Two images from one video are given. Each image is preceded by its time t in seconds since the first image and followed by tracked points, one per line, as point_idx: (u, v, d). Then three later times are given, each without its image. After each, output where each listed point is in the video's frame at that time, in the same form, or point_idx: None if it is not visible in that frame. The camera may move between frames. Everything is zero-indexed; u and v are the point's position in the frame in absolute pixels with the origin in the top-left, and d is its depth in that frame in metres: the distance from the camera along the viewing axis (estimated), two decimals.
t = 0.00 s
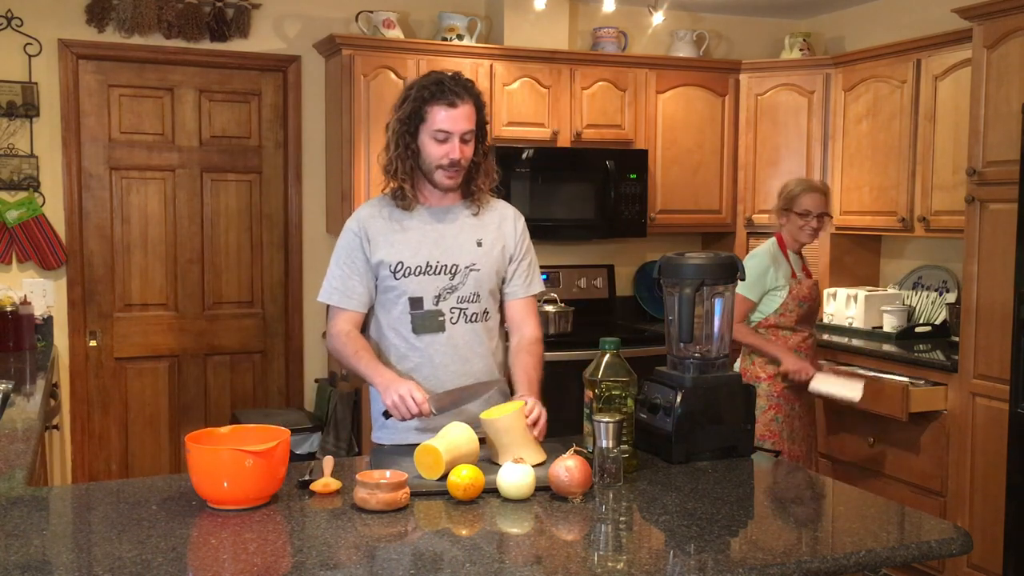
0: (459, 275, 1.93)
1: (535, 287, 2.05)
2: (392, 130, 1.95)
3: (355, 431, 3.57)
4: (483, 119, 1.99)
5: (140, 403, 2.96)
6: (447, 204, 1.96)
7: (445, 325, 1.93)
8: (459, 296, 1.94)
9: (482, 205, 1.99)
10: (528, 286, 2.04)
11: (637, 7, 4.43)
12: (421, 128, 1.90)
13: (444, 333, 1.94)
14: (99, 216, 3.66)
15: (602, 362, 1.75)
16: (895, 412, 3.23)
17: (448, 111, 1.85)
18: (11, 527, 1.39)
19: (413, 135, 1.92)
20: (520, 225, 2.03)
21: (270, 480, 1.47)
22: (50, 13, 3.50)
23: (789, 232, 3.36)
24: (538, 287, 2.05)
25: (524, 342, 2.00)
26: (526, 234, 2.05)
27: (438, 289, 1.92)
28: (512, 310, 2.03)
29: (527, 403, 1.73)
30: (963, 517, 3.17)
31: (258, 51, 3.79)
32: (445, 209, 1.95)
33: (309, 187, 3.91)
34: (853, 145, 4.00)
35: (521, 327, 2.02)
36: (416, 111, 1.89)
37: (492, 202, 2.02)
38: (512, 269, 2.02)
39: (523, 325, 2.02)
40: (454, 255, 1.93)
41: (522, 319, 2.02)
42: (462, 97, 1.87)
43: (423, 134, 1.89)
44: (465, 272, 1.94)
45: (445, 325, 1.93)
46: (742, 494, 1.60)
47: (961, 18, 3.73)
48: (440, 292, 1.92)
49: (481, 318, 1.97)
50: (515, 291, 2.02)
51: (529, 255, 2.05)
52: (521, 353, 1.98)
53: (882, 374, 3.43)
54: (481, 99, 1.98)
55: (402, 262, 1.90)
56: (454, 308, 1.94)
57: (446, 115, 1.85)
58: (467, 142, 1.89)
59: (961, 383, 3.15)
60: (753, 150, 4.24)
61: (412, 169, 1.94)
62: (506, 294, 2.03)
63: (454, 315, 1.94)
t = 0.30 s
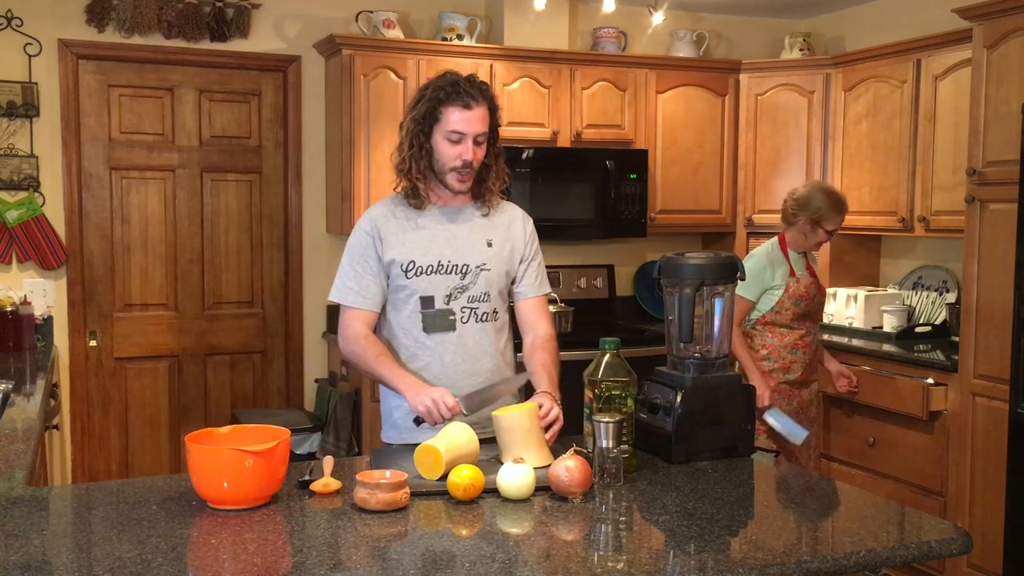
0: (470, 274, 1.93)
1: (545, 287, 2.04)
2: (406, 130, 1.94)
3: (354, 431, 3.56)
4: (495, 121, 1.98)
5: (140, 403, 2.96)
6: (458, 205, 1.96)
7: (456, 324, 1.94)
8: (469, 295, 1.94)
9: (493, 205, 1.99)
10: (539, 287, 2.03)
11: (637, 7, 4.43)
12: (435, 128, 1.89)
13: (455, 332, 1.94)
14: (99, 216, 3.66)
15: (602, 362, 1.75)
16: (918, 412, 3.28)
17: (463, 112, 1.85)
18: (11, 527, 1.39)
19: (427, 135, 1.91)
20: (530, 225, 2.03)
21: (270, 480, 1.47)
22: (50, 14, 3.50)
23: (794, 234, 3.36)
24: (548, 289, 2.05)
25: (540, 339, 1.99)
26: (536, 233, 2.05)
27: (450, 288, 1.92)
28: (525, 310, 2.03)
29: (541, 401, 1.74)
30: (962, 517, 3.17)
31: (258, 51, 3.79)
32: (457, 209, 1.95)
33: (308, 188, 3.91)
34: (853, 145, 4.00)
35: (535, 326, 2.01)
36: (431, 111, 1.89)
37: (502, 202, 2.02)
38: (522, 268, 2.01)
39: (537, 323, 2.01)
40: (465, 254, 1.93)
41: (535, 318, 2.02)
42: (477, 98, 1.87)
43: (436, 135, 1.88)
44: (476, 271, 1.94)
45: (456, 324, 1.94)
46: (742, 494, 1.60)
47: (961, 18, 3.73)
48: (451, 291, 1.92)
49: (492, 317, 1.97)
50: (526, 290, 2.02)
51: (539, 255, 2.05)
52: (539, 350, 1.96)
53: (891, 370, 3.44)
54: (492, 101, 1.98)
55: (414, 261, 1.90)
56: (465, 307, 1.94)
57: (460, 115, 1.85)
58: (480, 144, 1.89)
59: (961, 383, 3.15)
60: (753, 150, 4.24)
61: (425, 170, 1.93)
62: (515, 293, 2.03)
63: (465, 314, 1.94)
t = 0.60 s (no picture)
0: (474, 274, 1.93)
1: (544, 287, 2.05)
2: (412, 128, 1.94)
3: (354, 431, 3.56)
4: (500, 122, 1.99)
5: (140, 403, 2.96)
6: (462, 205, 1.96)
7: (461, 324, 1.93)
8: (474, 295, 1.94)
9: (495, 205, 1.99)
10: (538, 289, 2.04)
11: (637, 7, 4.43)
12: (441, 128, 1.89)
13: (460, 332, 1.93)
14: (99, 216, 3.66)
15: (602, 362, 1.75)
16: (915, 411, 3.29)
17: (470, 113, 1.85)
18: (11, 527, 1.39)
19: (433, 135, 1.91)
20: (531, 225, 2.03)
21: (270, 479, 1.47)
22: (50, 13, 3.50)
23: (794, 234, 3.35)
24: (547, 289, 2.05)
25: (538, 340, 1.99)
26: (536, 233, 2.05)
27: (454, 288, 1.92)
28: (523, 311, 2.03)
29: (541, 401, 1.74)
30: (961, 517, 3.17)
31: (258, 51, 3.79)
32: (461, 209, 1.95)
33: (308, 188, 3.91)
34: (853, 145, 4.00)
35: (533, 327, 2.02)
36: (438, 111, 1.89)
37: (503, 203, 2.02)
38: (526, 268, 2.01)
39: (535, 324, 2.02)
40: (468, 254, 1.94)
41: (533, 319, 2.02)
42: (484, 99, 1.87)
43: (442, 134, 1.89)
44: (480, 271, 1.94)
45: (462, 324, 1.93)
46: (742, 494, 1.60)
47: (961, 18, 3.73)
48: (456, 290, 1.92)
49: (497, 317, 1.97)
50: (526, 290, 2.02)
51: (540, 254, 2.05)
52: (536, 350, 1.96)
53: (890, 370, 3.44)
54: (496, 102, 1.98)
55: (419, 261, 1.91)
56: (470, 307, 1.94)
57: (467, 116, 1.85)
58: (486, 146, 1.89)
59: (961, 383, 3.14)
60: (753, 150, 4.24)
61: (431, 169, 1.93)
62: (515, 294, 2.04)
63: (470, 314, 1.94)
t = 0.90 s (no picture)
0: (478, 268, 1.92)
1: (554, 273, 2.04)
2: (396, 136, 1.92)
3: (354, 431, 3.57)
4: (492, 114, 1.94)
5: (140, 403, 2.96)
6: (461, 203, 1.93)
7: (461, 317, 1.92)
8: (476, 289, 1.93)
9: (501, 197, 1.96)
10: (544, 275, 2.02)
11: (637, 7, 4.43)
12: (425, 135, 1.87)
13: (459, 324, 1.92)
14: (99, 216, 3.66)
15: (602, 362, 1.75)
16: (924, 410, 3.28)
17: (448, 117, 1.82)
18: (11, 527, 1.39)
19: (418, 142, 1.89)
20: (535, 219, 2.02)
21: (270, 480, 1.47)
22: (50, 13, 3.50)
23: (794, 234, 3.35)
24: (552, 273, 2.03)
25: (543, 319, 1.97)
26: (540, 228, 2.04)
27: (457, 280, 1.91)
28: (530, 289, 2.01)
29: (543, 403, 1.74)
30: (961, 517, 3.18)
31: (258, 51, 3.79)
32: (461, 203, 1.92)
33: (308, 188, 3.91)
34: (853, 145, 4.00)
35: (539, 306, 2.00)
36: (418, 118, 1.86)
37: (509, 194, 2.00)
38: (530, 259, 2.00)
39: (542, 303, 2.00)
40: (473, 247, 1.92)
41: (540, 297, 2.00)
42: (463, 99, 1.83)
43: (427, 141, 1.86)
44: (484, 265, 1.93)
45: (462, 317, 1.92)
46: (742, 494, 1.60)
47: (961, 18, 3.73)
48: (458, 283, 1.91)
49: (497, 312, 1.96)
50: (533, 276, 2.01)
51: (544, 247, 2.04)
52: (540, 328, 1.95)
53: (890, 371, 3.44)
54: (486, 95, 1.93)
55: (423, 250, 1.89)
56: (471, 300, 1.93)
57: (447, 121, 1.82)
58: (473, 145, 1.85)
59: (961, 383, 3.14)
60: (753, 150, 4.24)
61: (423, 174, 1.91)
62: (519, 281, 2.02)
63: (471, 307, 1.93)
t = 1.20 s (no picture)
0: (473, 267, 1.92)
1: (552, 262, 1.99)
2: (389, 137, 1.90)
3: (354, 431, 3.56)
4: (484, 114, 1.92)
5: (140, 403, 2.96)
6: (456, 204, 1.92)
7: (458, 317, 1.93)
8: (473, 288, 1.93)
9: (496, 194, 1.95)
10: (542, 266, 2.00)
11: (637, 7, 4.43)
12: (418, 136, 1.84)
13: (456, 325, 1.93)
14: (99, 216, 3.66)
15: (602, 362, 1.75)
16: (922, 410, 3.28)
17: (441, 118, 1.79)
18: (11, 527, 1.39)
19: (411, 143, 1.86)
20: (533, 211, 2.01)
21: (270, 480, 1.47)
22: (50, 13, 3.50)
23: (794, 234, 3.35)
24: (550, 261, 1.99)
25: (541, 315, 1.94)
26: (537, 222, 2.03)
27: (453, 281, 1.91)
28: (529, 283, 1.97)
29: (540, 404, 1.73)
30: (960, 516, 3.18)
31: (258, 51, 3.79)
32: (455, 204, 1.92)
33: (308, 188, 3.91)
34: (853, 145, 4.00)
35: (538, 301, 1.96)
36: (410, 119, 1.83)
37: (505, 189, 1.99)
38: (527, 250, 1.97)
39: (540, 298, 1.96)
40: (469, 247, 1.92)
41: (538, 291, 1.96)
42: (455, 99, 1.81)
43: (420, 142, 1.83)
44: (480, 264, 1.93)
45: (458, 318, 1.93)
46: (743, 494, 1.60)
47: (961, 18, 3.73)
48: (454, 284, 1.91)
49: (495, 311, 1.96)
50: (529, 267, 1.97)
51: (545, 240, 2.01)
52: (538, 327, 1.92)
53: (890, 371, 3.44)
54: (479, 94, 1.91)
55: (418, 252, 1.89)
56: (468, 300, 1.93)
57: (440, 121, 1.79)
58: (466, 146, 1.83)
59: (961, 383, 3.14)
60: (753, 150, 4.24)
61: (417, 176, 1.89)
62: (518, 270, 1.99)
63: (468, 307, 1.93)
